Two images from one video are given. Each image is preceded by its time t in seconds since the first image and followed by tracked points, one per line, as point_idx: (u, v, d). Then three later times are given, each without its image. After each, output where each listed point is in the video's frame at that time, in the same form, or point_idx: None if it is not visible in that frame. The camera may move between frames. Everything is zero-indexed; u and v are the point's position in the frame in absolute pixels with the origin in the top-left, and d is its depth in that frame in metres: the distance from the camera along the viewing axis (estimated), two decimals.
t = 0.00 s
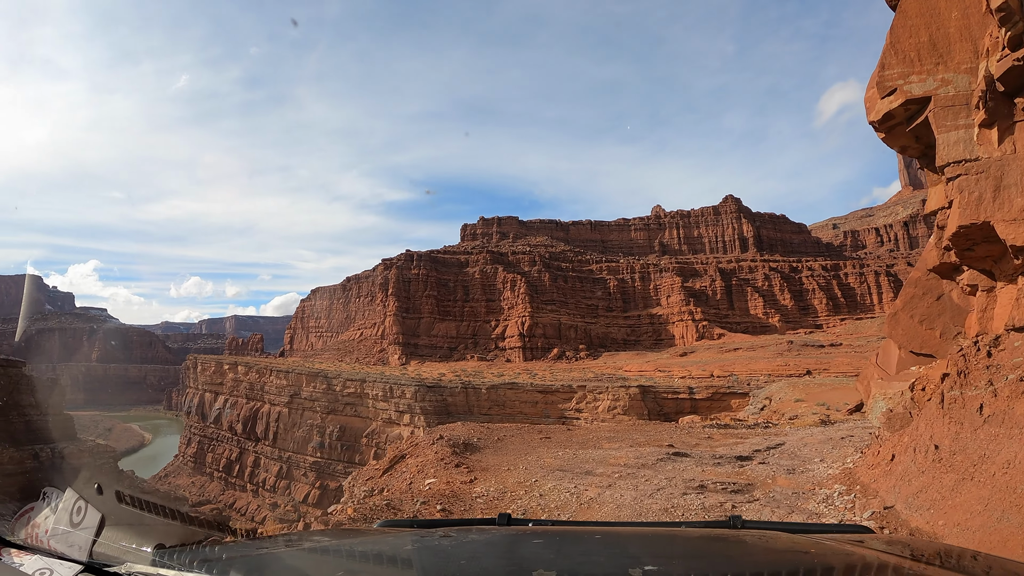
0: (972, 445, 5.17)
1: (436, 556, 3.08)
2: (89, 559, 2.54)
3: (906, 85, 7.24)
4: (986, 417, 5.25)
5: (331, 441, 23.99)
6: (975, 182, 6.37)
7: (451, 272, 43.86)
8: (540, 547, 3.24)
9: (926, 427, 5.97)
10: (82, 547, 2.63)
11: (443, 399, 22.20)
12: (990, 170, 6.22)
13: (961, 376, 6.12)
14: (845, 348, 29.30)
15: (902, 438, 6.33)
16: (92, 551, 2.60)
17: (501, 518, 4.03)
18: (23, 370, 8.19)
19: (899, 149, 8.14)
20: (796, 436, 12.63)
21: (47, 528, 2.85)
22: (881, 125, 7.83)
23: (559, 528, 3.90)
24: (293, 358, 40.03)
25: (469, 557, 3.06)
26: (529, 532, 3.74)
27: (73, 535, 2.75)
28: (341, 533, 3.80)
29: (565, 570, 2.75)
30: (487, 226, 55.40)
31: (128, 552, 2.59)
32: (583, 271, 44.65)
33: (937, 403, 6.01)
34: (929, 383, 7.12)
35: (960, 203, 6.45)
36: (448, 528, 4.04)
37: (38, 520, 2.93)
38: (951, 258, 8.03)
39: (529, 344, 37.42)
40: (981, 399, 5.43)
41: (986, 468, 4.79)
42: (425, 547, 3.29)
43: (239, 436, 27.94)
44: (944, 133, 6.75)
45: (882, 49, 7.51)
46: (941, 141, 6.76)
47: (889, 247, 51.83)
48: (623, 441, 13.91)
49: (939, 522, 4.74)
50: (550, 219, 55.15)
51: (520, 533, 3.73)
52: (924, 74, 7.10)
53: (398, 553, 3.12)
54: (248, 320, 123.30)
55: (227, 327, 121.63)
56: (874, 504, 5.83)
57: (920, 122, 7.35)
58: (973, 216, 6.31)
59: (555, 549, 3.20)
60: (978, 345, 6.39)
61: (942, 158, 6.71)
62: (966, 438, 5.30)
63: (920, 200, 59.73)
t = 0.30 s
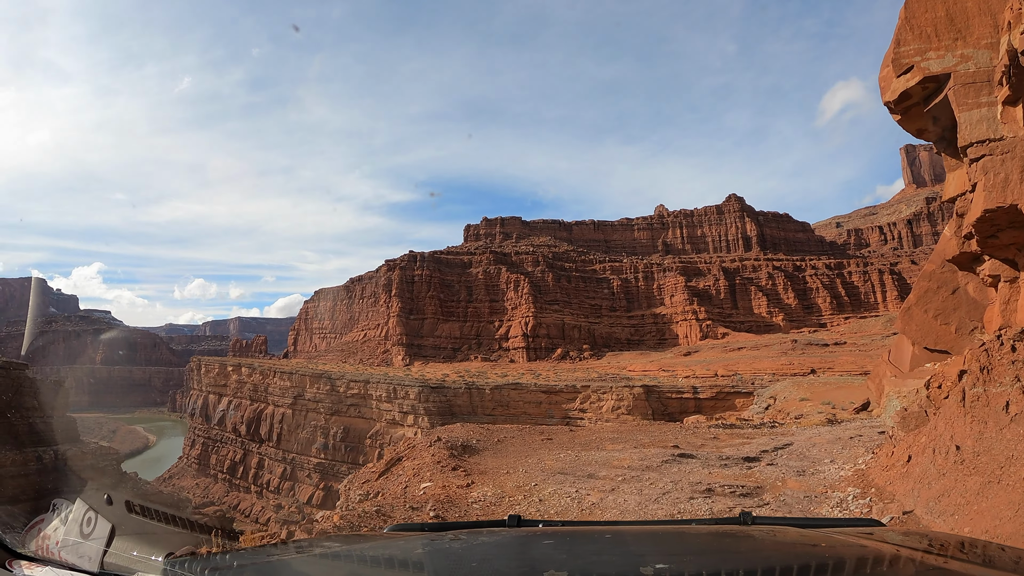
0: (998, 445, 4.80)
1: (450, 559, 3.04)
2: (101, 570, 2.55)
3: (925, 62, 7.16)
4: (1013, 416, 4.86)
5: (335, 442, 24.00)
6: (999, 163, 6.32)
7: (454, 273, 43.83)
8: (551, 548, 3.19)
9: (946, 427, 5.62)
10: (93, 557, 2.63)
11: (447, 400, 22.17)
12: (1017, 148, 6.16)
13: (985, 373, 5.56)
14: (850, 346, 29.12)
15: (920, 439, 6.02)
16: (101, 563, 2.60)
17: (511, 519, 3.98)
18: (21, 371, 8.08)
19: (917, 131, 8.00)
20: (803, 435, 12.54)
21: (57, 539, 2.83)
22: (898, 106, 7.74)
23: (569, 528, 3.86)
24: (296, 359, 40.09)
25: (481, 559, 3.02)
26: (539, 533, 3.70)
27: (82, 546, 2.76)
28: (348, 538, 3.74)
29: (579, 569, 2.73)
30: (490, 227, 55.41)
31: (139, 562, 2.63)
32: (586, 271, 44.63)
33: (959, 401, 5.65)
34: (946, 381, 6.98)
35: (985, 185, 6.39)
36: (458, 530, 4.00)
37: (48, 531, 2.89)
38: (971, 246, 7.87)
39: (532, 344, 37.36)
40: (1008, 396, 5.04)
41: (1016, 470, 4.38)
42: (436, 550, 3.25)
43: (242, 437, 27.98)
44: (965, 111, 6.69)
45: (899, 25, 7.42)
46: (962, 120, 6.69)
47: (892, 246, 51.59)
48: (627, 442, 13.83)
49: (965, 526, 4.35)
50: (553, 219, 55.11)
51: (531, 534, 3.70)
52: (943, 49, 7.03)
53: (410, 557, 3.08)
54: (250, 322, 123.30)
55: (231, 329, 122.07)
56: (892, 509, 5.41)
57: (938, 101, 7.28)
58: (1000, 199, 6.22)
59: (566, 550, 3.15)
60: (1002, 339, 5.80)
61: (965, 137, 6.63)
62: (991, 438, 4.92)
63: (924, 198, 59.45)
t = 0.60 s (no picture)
0: (1017, 447, 4.57)
1: (446, 551, 3.00)
2: (99, 549, 2.23)
3: (933, 36, 5.92)
4: None
5: (338, 443, 23.98)
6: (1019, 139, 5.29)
7: (457, 273, 43.78)
8: (549, 544, 3.16)
9: (961, 426, 5.42)
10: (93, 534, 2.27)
11: (450, 400, 22.13)
12: None
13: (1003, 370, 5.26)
14: (854, 345, 28.94)
15: (932, 440, 5.87)
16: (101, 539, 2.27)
17: (509, 515, 3.95)
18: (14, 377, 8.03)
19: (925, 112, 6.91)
20: (808, 436, 12.42)
21: (56, 513, 2.38)
22: (905, 84, 6.59)
23: (569, 526, 3.83)
24: (299, 360, 40.20)
25: (477, 553, 2.98)
26: (537, 529, 3.66)
27: (84, 524, 2.32)
28: (347, 527, 3.70)
29: (574, 569, 2.65)
30: (492, 227, 55.40)
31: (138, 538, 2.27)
32: (589, 271, 44.55)
33: (973, 400, 5.42)
34: (957, 379, 6.80)
35: (1002, 165, 5.42)
36: (458, 523, 3.98)
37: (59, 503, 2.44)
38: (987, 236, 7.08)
39: (536, 344, 37.31)
40: None
41: None
42: (434, 542, 3.23)
43: (246, 439, 28.07)
44: (978, 88, 5.57)
45: None
46: (975, 97, 5.58)
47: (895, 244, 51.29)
48: (629, 443, 13.76)
49: (984, 537, 4.15)
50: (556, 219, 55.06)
51: (529, 530, 3.65)
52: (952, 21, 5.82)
53: (406, 547, 3.05)
54: (253, 322, 123.76)
55: (237, 330, 122.71)
56: (903, 515, 5.33)
57: (950, 78, 6.10)
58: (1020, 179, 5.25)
59: (564, 546, 3.12)
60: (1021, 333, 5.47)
61: (979, 115, 5.53)
62: (1010, 440, 4.67)
63: (928, 195, 59.13)
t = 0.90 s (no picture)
0: None
1: (448, 546, 3.01)
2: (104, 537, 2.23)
3: (948, 7, 5.87)
4: None
5: (341, 443, 23.98)
6: None
7: (460, 274, 43.82)
8: (553, 542, 3.15)
9: (978, 427, 5.28)
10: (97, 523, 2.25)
11: (453, 401, 22.12)
12: None
13: None
14: (858, 344, 28.79)
15: (948, 442, 5.74)
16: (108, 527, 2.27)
17: (513, 512, 3.93)
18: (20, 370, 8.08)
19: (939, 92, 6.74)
20: (813, 436, 12.35)
21: (62, 500, 2.32)
22: (919, 61, 6.44)
23: (571, 523, 3.82)
24: (303, 361, 40.28)
25: (481, 549, 2.98)
26: (541, 527, 3.66)
27: (90, 511, 2.29)
28: (351, 520, 3.70)
29: (579, 568, 2.64)
30: (495, 227, 55.44)
31: (144, 529, 2.32)
32: (592, 271, 44.51)
33: (992, 399, 5.15)
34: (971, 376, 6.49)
35: None
36: (461, 519, 3.96)
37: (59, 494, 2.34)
38: (1004, 224, 6.36)
39: (539, 344, 37.29)
40: None
41: None
42: (437, 537, 3.22)
43: (249, 440, 28.14)
44: (996, 62, 5.42)
45: None
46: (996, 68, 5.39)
47: (898, 244, 51.07)
48: (632, 445, 13.70)
49: (1009, 546, 3.90)
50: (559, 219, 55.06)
51: (533, 527, 3.64)
52: None
53: (409, 542, 3.05)
54: (257, 323, 124.12)
55: (238, 331, 122.90)
56: (919, 523, 5.14)
57: (965, 55, 5.98)
58: None
59: (568, 545, 3.10)
60: None
61: (1000, 88, 5.35)
62: None
63: (933, 193, 58.85)
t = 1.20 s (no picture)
0: None
1: (445, 541, 2.95)
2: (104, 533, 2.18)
3: None
4: None
5: (345, 443, 24.01)
6: None
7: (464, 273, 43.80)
8: (552, 538, 3.09)
9: (1000, 430, 5.07)
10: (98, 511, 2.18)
11: (457, 400, 22.09)
12: None
13: None
14: (863, 344, 28.56)
15: (966, 446, 5.57)
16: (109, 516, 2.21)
17: (512, 507, 3.87)
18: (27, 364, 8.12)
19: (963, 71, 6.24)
20: (819, 437, 12.22)
21: (62, 489, 2.26)
22: (936, 36, 6.29)
23: (569, 520, 3.76)
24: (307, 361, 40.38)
25: (478, 543, 2.92)
26: (539, 522, 3.59)
27: (90, 500, 2.22)
28: (350, 513, 3.66)
29: (577, 564, 2.58)
30: (499, 227, 55.42)
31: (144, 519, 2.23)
32: (596, 270, 44.37)
33: (1016, 399, 4.97)
34: (988, 376, 6.19)
35: None
36: (459, 513, 3.91)
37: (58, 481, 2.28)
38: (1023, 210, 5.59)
39: (542, 344, 37.25)
40: None
41: None
42: (435, 531, 3.17)
43: (253, 439, 28.22)
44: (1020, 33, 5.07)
45: None
46: None
47: (903, 244, 50.73)
48: (635, 446, 13.62)
49: None
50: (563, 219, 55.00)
51: (531, 522, 3.59)
52: None
53: (407, 536, 2.99)
54: (262, 323, 124.27)
55: (243, 331, 123.37)
56: (938, 533, 4.92)
57: (988, 25, 5.72)
58: None
59: (566, 540, 3.04)
60: None
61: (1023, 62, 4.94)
62: None
63: (940, 192, 58.41)
